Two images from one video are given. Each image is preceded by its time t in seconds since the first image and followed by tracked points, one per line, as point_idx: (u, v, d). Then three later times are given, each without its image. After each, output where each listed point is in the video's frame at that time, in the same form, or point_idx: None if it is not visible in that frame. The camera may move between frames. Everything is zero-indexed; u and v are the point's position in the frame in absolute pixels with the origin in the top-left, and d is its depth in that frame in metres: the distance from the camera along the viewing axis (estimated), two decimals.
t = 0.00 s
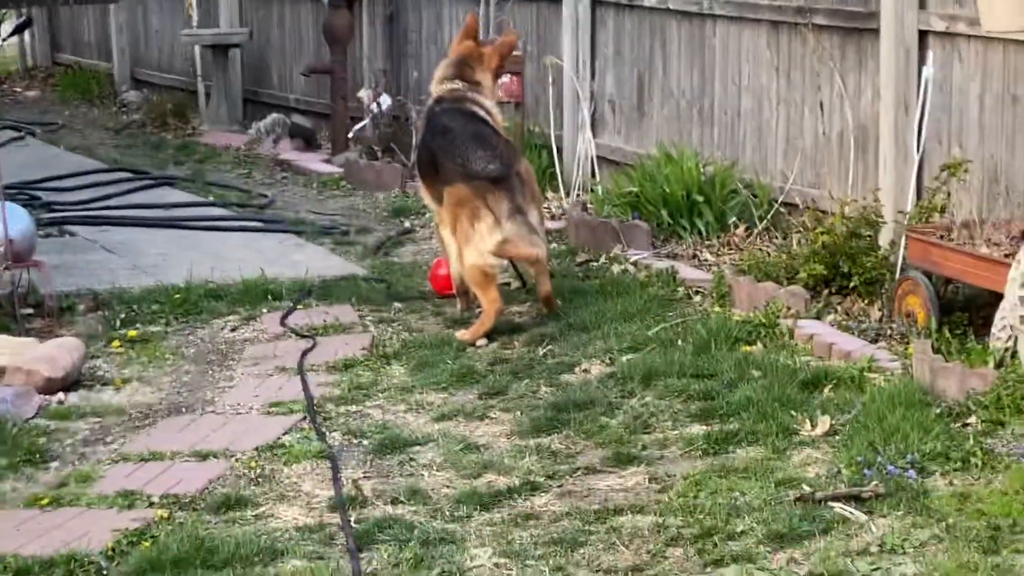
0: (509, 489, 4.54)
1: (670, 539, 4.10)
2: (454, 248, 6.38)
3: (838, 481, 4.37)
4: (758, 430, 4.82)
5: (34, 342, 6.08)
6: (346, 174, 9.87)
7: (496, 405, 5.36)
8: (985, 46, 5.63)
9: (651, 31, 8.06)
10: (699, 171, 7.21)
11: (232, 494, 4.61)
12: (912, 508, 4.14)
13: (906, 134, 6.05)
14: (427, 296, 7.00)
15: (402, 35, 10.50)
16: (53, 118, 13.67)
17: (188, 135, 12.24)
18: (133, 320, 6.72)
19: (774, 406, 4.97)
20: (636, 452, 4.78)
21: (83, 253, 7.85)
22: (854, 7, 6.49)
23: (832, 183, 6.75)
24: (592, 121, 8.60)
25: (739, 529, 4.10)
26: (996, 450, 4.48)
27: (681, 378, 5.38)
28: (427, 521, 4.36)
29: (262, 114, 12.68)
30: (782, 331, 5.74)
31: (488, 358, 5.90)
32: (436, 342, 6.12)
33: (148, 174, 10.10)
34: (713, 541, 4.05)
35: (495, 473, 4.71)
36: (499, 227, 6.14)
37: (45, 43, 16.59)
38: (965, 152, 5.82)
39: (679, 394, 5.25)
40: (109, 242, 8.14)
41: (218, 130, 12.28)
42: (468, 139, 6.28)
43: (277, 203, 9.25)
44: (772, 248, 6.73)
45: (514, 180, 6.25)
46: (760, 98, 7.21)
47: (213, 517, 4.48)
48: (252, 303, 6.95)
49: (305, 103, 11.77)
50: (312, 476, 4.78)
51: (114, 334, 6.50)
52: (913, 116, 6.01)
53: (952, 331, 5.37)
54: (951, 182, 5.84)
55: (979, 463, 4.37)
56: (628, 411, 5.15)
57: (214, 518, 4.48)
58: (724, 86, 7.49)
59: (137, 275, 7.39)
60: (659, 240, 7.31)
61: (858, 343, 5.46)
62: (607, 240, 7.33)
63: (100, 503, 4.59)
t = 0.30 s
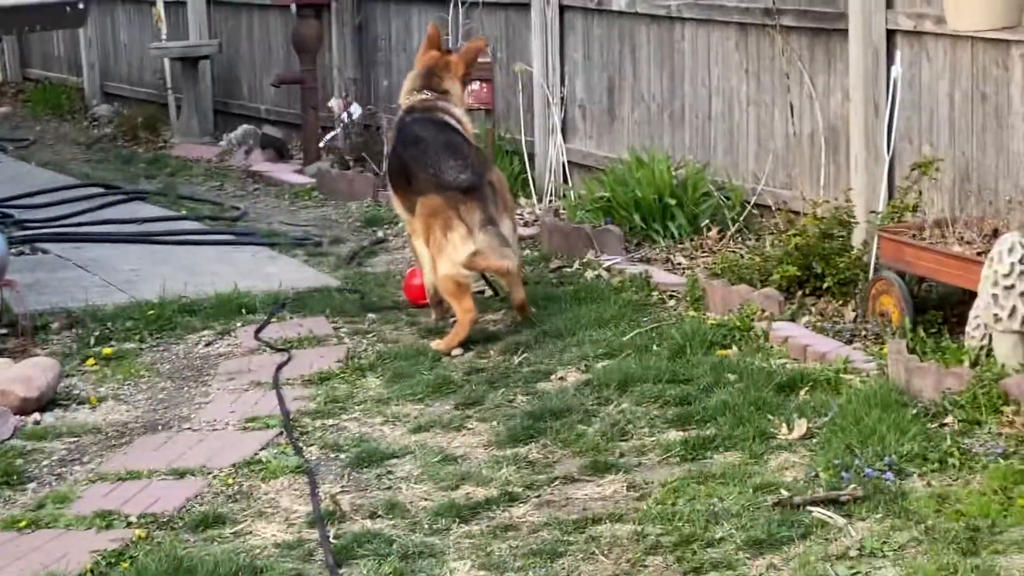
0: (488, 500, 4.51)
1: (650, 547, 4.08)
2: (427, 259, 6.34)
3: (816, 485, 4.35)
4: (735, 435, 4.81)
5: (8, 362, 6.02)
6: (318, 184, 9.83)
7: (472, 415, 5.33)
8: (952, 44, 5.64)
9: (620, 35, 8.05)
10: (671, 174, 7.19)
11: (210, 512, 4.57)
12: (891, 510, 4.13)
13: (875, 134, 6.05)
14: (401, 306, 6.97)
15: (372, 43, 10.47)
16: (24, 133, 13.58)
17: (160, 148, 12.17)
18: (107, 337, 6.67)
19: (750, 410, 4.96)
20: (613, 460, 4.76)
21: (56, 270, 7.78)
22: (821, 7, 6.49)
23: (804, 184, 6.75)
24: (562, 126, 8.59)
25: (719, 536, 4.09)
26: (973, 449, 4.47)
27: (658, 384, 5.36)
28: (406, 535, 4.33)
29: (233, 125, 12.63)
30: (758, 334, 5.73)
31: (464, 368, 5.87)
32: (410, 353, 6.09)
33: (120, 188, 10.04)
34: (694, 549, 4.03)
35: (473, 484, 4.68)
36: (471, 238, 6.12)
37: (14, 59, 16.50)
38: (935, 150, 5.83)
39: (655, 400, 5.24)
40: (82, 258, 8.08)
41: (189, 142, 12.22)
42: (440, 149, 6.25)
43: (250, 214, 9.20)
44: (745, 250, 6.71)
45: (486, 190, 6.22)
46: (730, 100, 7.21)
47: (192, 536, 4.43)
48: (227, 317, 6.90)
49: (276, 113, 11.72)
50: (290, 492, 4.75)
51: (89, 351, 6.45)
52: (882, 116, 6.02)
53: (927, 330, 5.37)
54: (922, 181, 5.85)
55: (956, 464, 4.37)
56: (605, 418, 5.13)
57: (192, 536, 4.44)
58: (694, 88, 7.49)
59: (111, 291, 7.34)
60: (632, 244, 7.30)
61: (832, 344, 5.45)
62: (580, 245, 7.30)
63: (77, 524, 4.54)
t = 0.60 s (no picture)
0: (472, 504, 4.51)
1: (633, 556, 4.07)
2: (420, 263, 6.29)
3: (801, 498, 4.36)
4: (721, 447, 4.81)
5: None
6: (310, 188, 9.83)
7: (459, 420, 5.33)
8: (949, 64, 5.67)
9: (616, 47, 8.08)
10: (664, 187, 7.23)
11: (193, 508, 4.56)
12: (876, 526, 4.13)
13: (869, 152, 6.06)
14: (390, 311, 6.97)
15: (368, 49, 10.49)
16: (16, 130, 13.55)
17: (152, 148, 12.15)
18: (94, 333, 6.65)
19: (737, 422, 4.97)
20: (599, 468, 4.75)
21: (45, 265, 7.76)
22: (818, 24, 6.53)
23: (796, 200, 6.77)
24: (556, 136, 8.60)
25: (702, 547, 4.09)
26: (959, 467, 4.48)
27: (645, 395, 5.37)
28: (389, 537, 4.32)
29: (226, 127, 12.61)
30: (746, 348, 5.74)
31: (451, 373, 5.87)
32: (398, 356, 6.10)
33: (111, 186, 10.02)
34: (677, 558, 4.03)
35: (458, 488, 4.68)
36: (462, 246, 6.03)
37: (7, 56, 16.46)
38: (929, 169, 5.85)
39: (642, 410, 5.24)
40: (71, 254, 8.06)
41: (181, 143, 12.21)
42: (436, 158, 6.22)
43: (241, 216, 9.19)
44: (735, 265, 6.75)
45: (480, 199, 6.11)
46: (725, 114, 7.23)
47: (174, 532, 4.42)
48: (215, 316, 6.89)
49: (269, 117, 11.71)
50: (274, 490, 4.73)
51: (76, 346, 6.43)
52: (876, 133, 6.02)
53: (914, 348, 5.38)
54: (914, 199, 5.87)
55: (941, 482, 4.37)
56: (591, 426, 5.13)
57: (175, 532, 4.42)
58: (689, 102, 7.51)
59: (99, 287, 7.32)
60: (622, 255, 7.32)
61: (820, 360, 5.47)
62: (571, 255, 7.31)
63: (59, 517, 4.52)
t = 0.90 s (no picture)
0: (439, 440, 4.51)
1: (600, 493, 4.09)
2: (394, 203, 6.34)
3: (767, 438, 4.38)
4: (688, 386, 4.83)
5: None
6: (281, 125, 9.77)
7: (427, 356, 5.32)
8: (922, 9, 5.65)
9: None
10: (636, 128, 7.20)
11: (160, 440, 4.54)
12: (840, 466, 4.16)
13: (841, 96, 6.07)
14: (360, 248, 6.95)
15: None
16: None
17: (121, 83, 12.02)
18: (63, 265, 6.59)
19: (705, 362, 4.99)
20: (566, 406, 4.77)
21: (12, 197, 7.68)
22: None
23: (767, 144, 6.75)
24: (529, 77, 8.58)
25: (668, 484, 4.10)
26: (924, 409, 4.51)
27: (613, 334, 5.38)
28: (356, 471, 4.32)
29: (197, 63, 12.51)
30: (715, 289, 5.75)
31: (421, 310, 5.85)
32: (370, 293, 6.10)
33: (80, 119, 9.92)
34: (642, 495, 4.05)
35: (425, 424, 4.68)
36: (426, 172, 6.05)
37: None
38: (900, 113, 5.86)
39: (610, 349, 5.25)
40: (39, 186, 7.98)
41: (152, 79, 12.10)
42: (411, 99, 6.51)
43: (211, 152, 9.12)
44: (706, 206, 6.71)
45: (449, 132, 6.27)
46: (698, 56, 7.20)
47: (141, 463, 4.40)
48: (184, 251, 6.85)
49: (241, 54, 11.62)
50: (242, 423, 4.72)
51: (43, 279, 6.38)
52: (849, 77, 6.04)
53: (883, 291, 5.40)
54: (885, 144, 5.89)
55: (906, 423, 4.40)
56: (559, 365, 5.14)
57: (141, 464, 4.41)
58: (662, 43, 7.48)
59: (68, 220, 7.26)
60: (593, 196, 7.33)
61: (789, 302, 5.45)
62: (542, 196, 7.33)
63: (26, 446, 4.50)
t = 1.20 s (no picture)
0: (404, 405, 4.47)
1: (565, 458, 4.06)
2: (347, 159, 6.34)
3: (733, 402, 4.36)
4: (654, 348, 4.80)
5: None
6: (243, 86, 9.64)
7: (392, 321, 5.28)
8: None
9: None
10: (601, 88, 7.18)
11: (122, 407, 4.48)
12: (807, 429, 4.15)
13: (806, 56, 6.09)
14: (324, 211, 6.88)
15: None
16: None
17: (83, 44, 11.85)
18: (23, 230, 6.50)
19: (671, 324, 4.96)
20: (532, 370, 4.73)
21: None
22: None
23: (733, 103, 6.70)
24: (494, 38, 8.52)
25: (634, 449, 4.08)
26: (890, 371, 4.50)
27: (579, 297, 5.34)
28: (320, 437, 4.27)
29: (160, 25, 12.37)
30: (681, 251, 5.72)
31: (385, 274, 5.79)
32: (332, 257, 6.01)
33: (41, 81, 9.78)
34: (608, 460, 4.02)
35: (390, 389, 4.63)
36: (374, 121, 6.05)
37: None
38: (866, 74, 5.81)
39: (576, 311, 5.21)
40: None
41: (114, 40, 11.96)
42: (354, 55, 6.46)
43: (174, 114, 9.00)
44: (672, 167, 6.69)
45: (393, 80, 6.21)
46: (664, 16, 7.14)
47: (103, 431, 4.35)
48: (146, 214, 6.76)
49: (204, 14, 11.48)
50: (205, 389, 4.67)
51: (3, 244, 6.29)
52: (813, 37, 6.06)
53: (850, 253, 5.35)
54: (851, 104, 5.85)
55: (872, 386, 4.39)
56: (524, 328, 5.10)
57: (103, 431, 4.35)
58: (627, 3, 7.41)
59: (28, 184, 7.15)
60: (559, 156, 7.23)
61: (755, 264, 5.45)
62: (507, 157, 7.24)
63: None
